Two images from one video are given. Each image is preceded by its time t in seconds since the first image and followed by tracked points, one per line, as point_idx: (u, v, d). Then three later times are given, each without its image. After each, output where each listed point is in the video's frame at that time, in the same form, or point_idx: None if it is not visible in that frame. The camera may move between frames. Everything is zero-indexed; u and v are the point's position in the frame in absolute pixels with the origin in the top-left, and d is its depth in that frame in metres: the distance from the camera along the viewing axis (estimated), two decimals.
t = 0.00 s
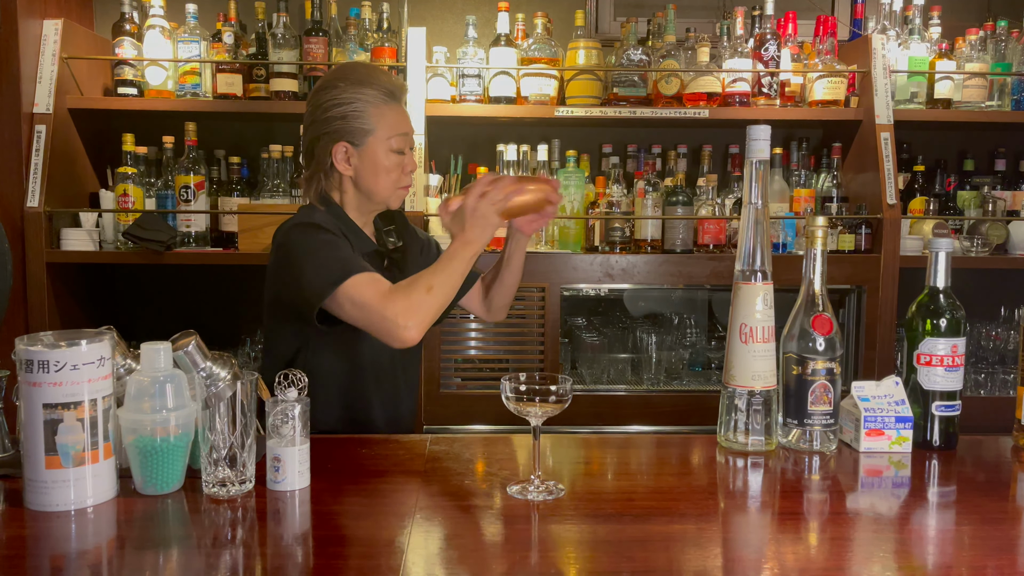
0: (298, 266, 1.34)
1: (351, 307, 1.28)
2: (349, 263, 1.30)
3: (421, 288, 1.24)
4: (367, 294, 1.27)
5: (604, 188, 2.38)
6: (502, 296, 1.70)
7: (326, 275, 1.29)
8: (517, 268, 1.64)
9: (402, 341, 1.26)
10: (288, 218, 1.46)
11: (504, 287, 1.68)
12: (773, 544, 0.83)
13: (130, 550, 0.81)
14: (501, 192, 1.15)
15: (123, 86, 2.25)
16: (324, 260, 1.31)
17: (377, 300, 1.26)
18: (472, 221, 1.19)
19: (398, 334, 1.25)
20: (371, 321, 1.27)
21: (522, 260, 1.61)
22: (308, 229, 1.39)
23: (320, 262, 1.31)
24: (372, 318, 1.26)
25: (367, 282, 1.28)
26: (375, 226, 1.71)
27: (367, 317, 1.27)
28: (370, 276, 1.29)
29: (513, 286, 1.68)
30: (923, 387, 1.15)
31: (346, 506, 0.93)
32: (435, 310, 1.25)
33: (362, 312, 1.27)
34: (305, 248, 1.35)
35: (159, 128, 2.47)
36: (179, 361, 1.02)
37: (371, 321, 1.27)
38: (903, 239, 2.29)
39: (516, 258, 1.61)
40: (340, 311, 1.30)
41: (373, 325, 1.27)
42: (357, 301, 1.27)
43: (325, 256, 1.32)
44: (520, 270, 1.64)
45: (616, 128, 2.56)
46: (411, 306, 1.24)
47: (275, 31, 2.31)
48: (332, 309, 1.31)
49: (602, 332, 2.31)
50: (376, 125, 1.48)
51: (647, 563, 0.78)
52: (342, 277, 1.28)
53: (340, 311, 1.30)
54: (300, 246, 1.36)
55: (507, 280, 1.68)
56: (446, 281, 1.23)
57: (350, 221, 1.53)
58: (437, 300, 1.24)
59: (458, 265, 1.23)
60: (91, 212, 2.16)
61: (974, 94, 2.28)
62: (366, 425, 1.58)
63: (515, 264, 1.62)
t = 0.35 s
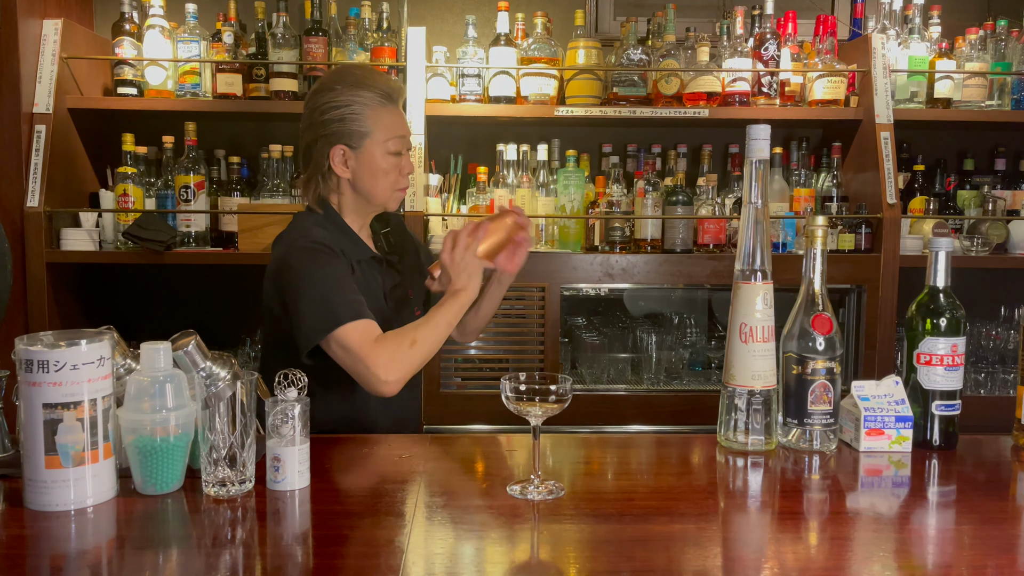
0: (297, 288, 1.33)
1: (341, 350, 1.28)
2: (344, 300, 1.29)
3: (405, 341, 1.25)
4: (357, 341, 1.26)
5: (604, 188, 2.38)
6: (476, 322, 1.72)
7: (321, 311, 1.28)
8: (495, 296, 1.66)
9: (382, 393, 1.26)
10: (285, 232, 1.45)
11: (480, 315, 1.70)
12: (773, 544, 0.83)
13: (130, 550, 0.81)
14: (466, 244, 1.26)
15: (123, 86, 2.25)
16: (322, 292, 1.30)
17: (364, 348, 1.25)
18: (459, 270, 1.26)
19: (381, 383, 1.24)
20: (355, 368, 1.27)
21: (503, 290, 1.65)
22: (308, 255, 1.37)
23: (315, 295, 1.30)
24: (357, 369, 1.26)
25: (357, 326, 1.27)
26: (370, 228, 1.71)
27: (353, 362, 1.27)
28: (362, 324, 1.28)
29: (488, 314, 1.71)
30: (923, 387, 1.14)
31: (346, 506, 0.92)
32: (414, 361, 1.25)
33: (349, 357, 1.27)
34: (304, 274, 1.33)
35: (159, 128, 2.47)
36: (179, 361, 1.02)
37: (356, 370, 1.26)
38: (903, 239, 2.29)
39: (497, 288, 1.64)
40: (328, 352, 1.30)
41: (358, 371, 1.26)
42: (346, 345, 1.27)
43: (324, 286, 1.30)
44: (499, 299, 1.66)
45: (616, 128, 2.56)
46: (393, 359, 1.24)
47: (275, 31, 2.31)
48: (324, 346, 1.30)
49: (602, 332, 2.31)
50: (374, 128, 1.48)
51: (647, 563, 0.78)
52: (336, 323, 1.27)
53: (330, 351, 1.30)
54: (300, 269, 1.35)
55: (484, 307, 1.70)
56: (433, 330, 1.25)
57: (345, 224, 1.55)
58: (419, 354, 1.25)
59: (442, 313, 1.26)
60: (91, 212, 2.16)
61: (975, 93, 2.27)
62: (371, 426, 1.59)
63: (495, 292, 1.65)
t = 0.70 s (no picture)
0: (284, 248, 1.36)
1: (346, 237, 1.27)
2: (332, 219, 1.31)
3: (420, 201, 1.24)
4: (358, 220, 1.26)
5: (604, 188, 2.38)
6: (491, 313, 1.64)
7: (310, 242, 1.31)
8: (516, 285, 1.57)
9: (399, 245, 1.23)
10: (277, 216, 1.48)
11: (497, 304, 1.62)
12: (772, 544, 0.83)
13: (130, 550, 0.81)
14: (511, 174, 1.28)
15: (123, 86, 2.25)
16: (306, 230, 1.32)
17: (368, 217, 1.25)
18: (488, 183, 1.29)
19: (391, 241, 1.23)
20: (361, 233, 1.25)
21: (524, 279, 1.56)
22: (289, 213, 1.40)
23: (307, 227, 1.31)
24: (366, 232, 1.25)
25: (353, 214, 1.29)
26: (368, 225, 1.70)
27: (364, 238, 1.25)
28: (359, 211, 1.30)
29: (504, 304, 1.62)
30: (923, 387, 1.15)
31: (346, 505, 0.92)
32: (431, 220, 1.23)
33: (358, 238, 1.26)
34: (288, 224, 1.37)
35: (159, 128, 2.47)
36: (179, 361, 1.02)
37: (365, 237, 1.25)
38: (903, 238, 2.29)
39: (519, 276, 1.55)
40: (335, 251, 1.30)
41: (370, 240, 1.25)
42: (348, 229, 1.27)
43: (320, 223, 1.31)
44: (518, 288, 1.58)
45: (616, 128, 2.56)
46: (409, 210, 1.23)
47: (275, 30, 2.31)
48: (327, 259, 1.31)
49: (601, 331, 2.31)
50: (372, 131, 1.48)
51: (647, 563, 0.78)
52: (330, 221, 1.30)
53: (334, 253, 1.30)
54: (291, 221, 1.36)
55: (503, 297, 1.61)
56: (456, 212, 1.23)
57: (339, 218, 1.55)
58: (438, 211, 1.23)
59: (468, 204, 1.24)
60: (91, 212, 2.16)
61: (974, 93, 2.27)
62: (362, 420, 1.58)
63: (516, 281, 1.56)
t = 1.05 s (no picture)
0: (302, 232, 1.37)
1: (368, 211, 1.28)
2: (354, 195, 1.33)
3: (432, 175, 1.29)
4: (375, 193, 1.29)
5: (603, 187, 2.38)
6: (513, 304, 1.68)
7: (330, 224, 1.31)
8: (535, 272, 1.63)
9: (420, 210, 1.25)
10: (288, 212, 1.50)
11: (517, 293, 1.67)
12: (771, 544, 0.83)
13: (128, 549, 0.80)
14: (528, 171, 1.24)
15: (122, 86, 2.25)
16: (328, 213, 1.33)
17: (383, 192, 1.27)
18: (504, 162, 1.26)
19: (414, 207, 1.25)
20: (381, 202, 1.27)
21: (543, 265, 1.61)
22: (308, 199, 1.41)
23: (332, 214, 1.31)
24: (390, 202, 1.26)
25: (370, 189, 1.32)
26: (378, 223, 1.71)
27: (386, 209, 1.27)
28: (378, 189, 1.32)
29: (526, 292, 1.67)
30: (922, 386, 1.15)
31: (344, 505, 0.92)
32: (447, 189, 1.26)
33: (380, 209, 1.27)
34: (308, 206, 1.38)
35: (159, 128, 2.47)
36: (178, 360, 1.02)
37: (388, 207, 1.26)
38: (902, 238, 2.29)
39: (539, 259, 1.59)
40: (356, 227, 1.30)
41: (390, 210, 1.26)
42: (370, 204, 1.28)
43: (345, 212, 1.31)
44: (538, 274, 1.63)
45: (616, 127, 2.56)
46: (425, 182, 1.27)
47: (274, 30, 2.31)
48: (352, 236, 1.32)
49: (601, 331, 2.31)
50: (388, 123, 1.48)
51: (646, 563, 0.78)
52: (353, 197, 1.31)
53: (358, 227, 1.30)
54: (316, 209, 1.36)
55: (521, 285, 1.67)
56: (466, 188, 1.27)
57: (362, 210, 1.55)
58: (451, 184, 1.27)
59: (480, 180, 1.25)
60: (90, 211, 2.16)
61: (974, 92, 2.27)
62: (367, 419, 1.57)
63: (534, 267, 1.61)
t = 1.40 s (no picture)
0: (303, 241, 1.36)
1: (365, 244, 1.28)
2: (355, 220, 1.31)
3: (439, 213, 1.26)
4: (379, 228, 1.27)
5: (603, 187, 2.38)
6: (517, 304, 1.68)
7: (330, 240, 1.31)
8: (538, 279, 1.60)
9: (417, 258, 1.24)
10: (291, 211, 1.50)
11: (521, 293, 1.66)
12: (771, 543, 0.83)
13: (129, 549, 0.80)
14: (543, 168, 1.26)
15: (122, 85, 2.25)
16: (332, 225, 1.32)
17: (388, 226, 1.26)
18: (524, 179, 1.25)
19: (414, 255, 1.24)
20: (382, 245, 1.26)
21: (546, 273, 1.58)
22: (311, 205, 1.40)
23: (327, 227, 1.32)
24: (391, 242, 1.25)
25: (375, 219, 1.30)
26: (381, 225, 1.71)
27: (384, 247, 1.26)
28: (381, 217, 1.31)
29: (530, 294, 1.66)
30: (922, 386, 1.15)
31: (345, 505, 0.93)
32: (451, 232, 1.25)
33: (378, 244, 1.27)
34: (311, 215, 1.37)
35: (159, 127, 2.47)
36: (179, 359, 1.02)
37: (389, 246, 1.25)
38: (902, 238, 2.29)
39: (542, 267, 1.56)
40: (354, 255, 1.30)
41: (390, 250, 1.25)
42: (370, 236, 1.27)
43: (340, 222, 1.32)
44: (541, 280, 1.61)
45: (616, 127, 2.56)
46: (427, 224, 1.25)
47: (274, 30, 2.31)
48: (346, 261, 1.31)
49: (601, 331, 2.31)
50: (396, 131, 1.48)
51: (646, 562, 0.78)
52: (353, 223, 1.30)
53: (354, 257, 1.30)
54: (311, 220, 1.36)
55: (526, 287, 1.65)
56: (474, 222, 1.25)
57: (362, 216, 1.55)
58: (456, 225, 1.25)
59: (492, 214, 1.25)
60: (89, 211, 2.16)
61: (973, 92, 2.27)
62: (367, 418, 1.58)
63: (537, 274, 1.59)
